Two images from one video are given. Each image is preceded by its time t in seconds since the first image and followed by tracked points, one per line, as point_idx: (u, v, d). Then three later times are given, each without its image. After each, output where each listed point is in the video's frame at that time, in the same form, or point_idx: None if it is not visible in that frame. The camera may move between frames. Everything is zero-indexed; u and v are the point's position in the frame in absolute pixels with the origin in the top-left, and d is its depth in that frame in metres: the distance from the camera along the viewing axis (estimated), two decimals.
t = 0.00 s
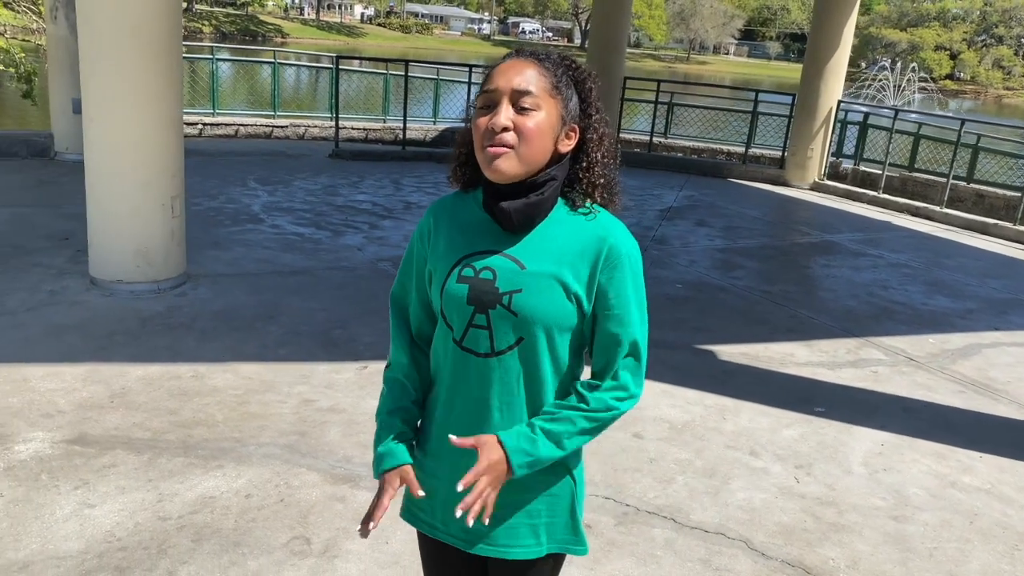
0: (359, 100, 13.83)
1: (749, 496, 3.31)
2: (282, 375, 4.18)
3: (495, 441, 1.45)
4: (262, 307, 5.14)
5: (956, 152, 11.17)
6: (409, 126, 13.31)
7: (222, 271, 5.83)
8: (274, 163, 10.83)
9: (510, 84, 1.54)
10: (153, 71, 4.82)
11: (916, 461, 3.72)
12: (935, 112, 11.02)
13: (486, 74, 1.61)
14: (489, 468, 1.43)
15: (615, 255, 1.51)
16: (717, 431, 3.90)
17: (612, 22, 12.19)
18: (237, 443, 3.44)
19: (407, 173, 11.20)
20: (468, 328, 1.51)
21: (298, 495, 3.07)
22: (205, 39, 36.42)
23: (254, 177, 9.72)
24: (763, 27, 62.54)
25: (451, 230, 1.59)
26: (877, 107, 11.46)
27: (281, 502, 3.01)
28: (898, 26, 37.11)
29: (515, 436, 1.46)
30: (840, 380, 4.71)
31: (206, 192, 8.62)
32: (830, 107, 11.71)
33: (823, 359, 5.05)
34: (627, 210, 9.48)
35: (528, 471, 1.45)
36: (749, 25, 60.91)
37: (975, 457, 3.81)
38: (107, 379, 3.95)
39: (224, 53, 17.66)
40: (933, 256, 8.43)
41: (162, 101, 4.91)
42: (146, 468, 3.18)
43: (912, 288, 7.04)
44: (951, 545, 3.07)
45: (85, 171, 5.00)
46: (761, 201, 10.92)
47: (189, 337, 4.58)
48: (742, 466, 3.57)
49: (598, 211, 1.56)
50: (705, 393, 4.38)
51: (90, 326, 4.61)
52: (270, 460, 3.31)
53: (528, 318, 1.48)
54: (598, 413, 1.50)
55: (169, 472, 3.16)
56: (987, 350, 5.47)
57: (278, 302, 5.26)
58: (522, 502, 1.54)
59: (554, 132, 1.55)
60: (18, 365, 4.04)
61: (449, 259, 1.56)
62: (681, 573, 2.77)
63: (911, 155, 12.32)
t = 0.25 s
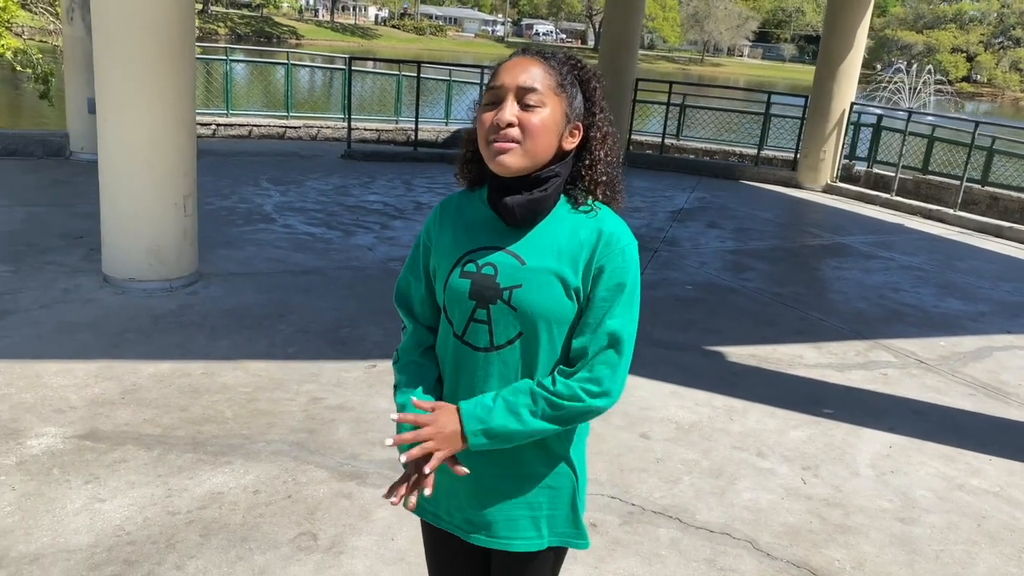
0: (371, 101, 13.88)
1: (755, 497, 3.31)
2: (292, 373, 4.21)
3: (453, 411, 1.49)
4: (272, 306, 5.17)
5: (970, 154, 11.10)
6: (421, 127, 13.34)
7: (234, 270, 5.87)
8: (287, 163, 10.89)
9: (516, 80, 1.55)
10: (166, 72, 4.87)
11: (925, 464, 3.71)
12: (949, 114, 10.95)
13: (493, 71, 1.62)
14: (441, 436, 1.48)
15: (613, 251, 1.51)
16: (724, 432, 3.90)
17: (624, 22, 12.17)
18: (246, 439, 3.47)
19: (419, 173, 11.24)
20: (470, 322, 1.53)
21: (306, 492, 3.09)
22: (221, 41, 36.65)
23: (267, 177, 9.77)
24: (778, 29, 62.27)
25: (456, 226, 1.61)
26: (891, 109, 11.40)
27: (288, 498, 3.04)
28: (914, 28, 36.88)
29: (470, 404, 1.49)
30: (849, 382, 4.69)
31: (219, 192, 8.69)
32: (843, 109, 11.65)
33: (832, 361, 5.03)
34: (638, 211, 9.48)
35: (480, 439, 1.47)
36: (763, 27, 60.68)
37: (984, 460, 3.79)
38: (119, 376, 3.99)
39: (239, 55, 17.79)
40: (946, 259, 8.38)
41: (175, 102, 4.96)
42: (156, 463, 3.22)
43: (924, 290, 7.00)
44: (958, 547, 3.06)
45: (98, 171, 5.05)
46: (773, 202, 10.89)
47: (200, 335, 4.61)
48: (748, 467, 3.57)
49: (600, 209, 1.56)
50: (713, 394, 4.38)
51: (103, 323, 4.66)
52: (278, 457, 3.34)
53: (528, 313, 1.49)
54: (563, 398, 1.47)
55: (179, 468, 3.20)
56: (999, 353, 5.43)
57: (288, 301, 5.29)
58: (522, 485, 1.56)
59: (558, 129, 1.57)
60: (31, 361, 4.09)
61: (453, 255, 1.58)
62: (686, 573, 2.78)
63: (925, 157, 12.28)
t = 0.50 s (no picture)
0: (383, 103, 13.92)
1: (761, 499, 3.31)
2: (301, 372, 4.23)
3: (524, 511, 1.48)
4: (282, 306, 5.20)
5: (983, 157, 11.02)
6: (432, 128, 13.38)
7: (244, 269, 5.91)
8: (298, 164, 10.94)
9: (522, 79, 1.57)
10: (179, 71, 4.91)
11: (933, 467, 3.69)
12: (963, 117, 10.88)
13: (501, 69, 1.64)
14: (530, 536, 1.48)
15: (614, 250, 1.51)
16: (731, 434, 3.89)
17: (636, 24, 12.17)
18: (254, 437, 3.49)
19: (429, 174, 11.27)
20: (473, 320, 1.54)
21: (313, 489, 3.11)
22: (234, 42, 36.86)
23: (278, 178, 9.83)
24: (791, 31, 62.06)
25: (459, 225, 1.62)
26: (903, 111, 11.34)
27: (295, 496, 3.06)
28: (928, 31, 36.67)
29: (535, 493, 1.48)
30: (858, 385, 4.67)
31: (230, 192, 8.74)
32: (855, 112, 11.60)
33: (841, 363, 5.02)
34: (648, 213, 9.48)
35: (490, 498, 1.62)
36: (776, 30, 60.49)
37: (993, 464, 3.77)
38: (130, 374, 4.03)
39: (252, 56, 17.90)
40: (958, 262, 8.33)
41: (188, 101, 5.00)
42: (166, 460, 3.24)
43: (935, 293, 6.97)
44: (966, 550, 3.04)
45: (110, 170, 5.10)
46: (784, 205, 10.85)
47: (211, 334, 4.65)
48: (756, 468, 3.56)
49: (602, 208, 1.57)
50: (721, 395, 4.37)
51: (114, 321, 4.70)
52: (286, 455, 3.36)
53: (530, 310, 1.50)
54: (590, 421, 1.49)
55: (188, 465, 3.22)
56: (1010, 357, 5.40)
57: (298, 301, 5.32)
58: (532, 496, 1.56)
59: (562, 128, 1.58)
60: (44, 358, 4.13)
61: (457, 253, 1.59)
62: (691, 573, 2.78)
63: (938, 159, 12.21)
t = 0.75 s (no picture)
0: (393, 105, 13.96)
1: (768, 501, 3.30)
2: (309, 372, 4.26)
3: (557, 520, 1.49)
4: (292, 306, 5.23)
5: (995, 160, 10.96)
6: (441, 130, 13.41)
7: (254, 270, 5.95)
8: (309, 165, 10.98)
9: (523, 81, 1.58)
10: (190, 72, 4.95)
11: (941, 470, 3.68)
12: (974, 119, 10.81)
13: (501, 72, 1.65)
14: (567, 544, 1.49)
15: (617, 250, 1.53)
16: (738, 436, 3.89)
17: (646, 26, 12.16)
18: (262, 436, 3.52)
19: (439, 176, 11.30)
20: (479, 319, 1.55)
21: (320, 488, 3.13)
22: (246, 44, 37.03)
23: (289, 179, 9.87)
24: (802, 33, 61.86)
25: (464, 225, 1.63)
26: (914, 114, 11.28)
27: (303, 494, 3.08)
28: (942, 33, 36.51)
29: (568, 499, 1.49)
30: (866, 388, 4.66)
31: (241, 193, 8.78)
32: (866, 114, 11.55)
33: (849, 366, 5.00)
34: (657, 215, 9.47)
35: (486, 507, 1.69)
36: (788, 32, 60.31)
37: (1001, 468, 3.75)
38: (140, 373, 4.06)
39: (263, 58, 17.99)
40: (969, 265, 8.29)
41: (199, 102, 5.04)
42: (174, 458, 3.27)
43: (945, 296, 6.93)
44: (973, 554, 3.03)
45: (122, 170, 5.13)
46: (794, 207, 10.82)
47: (220, 333, 4.68)
48: (762, 471, 3.56)
49: (605, 208, 1.58)
50: (728, 398, 4.37)
51: (125, 320, 4.74)
52: (294, 454, 3.38)
53: (535, 309, 1.51)
54: (609, 423, 1.51)
55: (196, 463, 3.25)
56: (1020, 361, 5.37)
57: (308, 301, 5.35)
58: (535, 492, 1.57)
59: (563, 129, 1.59)
60: (55, 356, 4.17)
61: (462, 253, 1.60)
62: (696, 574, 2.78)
63: (949, 162, 12.14)
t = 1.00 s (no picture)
0: (403, 106, 13.99)
1: (774, 503, 3.30)
2: (317, 372, 4.28)
3: (571, 521, 1.50)
4: (300, 306, 5.25)
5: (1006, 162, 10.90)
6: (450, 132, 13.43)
7: (264, 270, 5.97)
8: (318, 166, 11.02)
9: (516, 82, 1.59)
10: (199, 73, 4.97)
11: (949, 473, 3.67)
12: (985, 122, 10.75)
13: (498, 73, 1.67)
14: (579, 546, 1.50)
15: (622, 249, 1.54)
16: (745, 438, 3.89)
17: (655, 27, 12.15)
18: (270, 435, 3.54)
19: (448, 177, 11.32)
20: (485, 318, 1.56)
21: (327, 487, 3.15)
22: (257, 46, 37.21)
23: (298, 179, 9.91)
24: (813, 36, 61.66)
25: (469, 226, 1.64)
26: (924, 116, 11.23)
27: (310, 493, 3.09)
28: (953, 35, 36.36)
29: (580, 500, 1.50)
30: (874, 390, 4.65)
31: (251, 194, 8.82)
32: (875, 116, 11.51)
33: (857, 369, 4.99)
34: (666, 217, 9.47)
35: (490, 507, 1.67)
36: (799, 35, 60.17)
37: (1009, 471, 3.74)
38: (149, 372, 4.09)
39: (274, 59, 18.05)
40: (979, 268, 8.26)
41: (208, 103, 5.06)
42: (183, 457, 3.29)
43: (955, 299, 6.91)
44: (981, 557, 3.03)
45: (133, 170, 5.17)
46: (803, 210, 10.79)
47: (230, 333, 4.70)
48: (769, 473, 3.56)
49: (610, 208, 1.60)
50: (735, 399, 4.37)
51: (135, 320, 4.77)
52: (301, 453, 3.40)
53: (543, 308, 1.52)
54: (615, 424, 1.54)
55: (205, 462, 3.27)
56: None
57: (316, 301, 5.37)
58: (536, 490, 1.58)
59: (557, 128, 1.60)
60: (66, 355, 4.20)
61: (469, 252, 1.61)
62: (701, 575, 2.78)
63: (959, 164, 12.06)
